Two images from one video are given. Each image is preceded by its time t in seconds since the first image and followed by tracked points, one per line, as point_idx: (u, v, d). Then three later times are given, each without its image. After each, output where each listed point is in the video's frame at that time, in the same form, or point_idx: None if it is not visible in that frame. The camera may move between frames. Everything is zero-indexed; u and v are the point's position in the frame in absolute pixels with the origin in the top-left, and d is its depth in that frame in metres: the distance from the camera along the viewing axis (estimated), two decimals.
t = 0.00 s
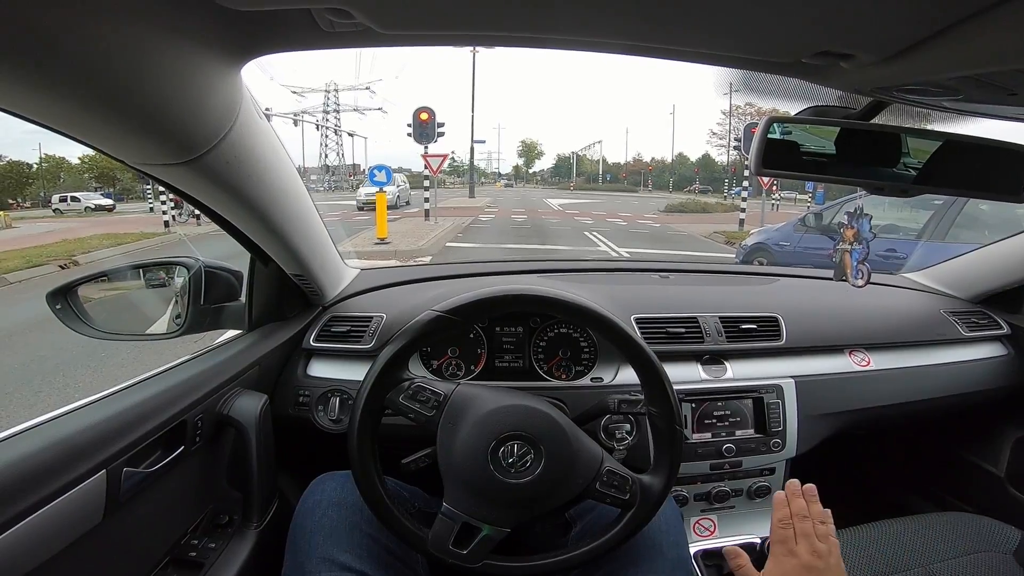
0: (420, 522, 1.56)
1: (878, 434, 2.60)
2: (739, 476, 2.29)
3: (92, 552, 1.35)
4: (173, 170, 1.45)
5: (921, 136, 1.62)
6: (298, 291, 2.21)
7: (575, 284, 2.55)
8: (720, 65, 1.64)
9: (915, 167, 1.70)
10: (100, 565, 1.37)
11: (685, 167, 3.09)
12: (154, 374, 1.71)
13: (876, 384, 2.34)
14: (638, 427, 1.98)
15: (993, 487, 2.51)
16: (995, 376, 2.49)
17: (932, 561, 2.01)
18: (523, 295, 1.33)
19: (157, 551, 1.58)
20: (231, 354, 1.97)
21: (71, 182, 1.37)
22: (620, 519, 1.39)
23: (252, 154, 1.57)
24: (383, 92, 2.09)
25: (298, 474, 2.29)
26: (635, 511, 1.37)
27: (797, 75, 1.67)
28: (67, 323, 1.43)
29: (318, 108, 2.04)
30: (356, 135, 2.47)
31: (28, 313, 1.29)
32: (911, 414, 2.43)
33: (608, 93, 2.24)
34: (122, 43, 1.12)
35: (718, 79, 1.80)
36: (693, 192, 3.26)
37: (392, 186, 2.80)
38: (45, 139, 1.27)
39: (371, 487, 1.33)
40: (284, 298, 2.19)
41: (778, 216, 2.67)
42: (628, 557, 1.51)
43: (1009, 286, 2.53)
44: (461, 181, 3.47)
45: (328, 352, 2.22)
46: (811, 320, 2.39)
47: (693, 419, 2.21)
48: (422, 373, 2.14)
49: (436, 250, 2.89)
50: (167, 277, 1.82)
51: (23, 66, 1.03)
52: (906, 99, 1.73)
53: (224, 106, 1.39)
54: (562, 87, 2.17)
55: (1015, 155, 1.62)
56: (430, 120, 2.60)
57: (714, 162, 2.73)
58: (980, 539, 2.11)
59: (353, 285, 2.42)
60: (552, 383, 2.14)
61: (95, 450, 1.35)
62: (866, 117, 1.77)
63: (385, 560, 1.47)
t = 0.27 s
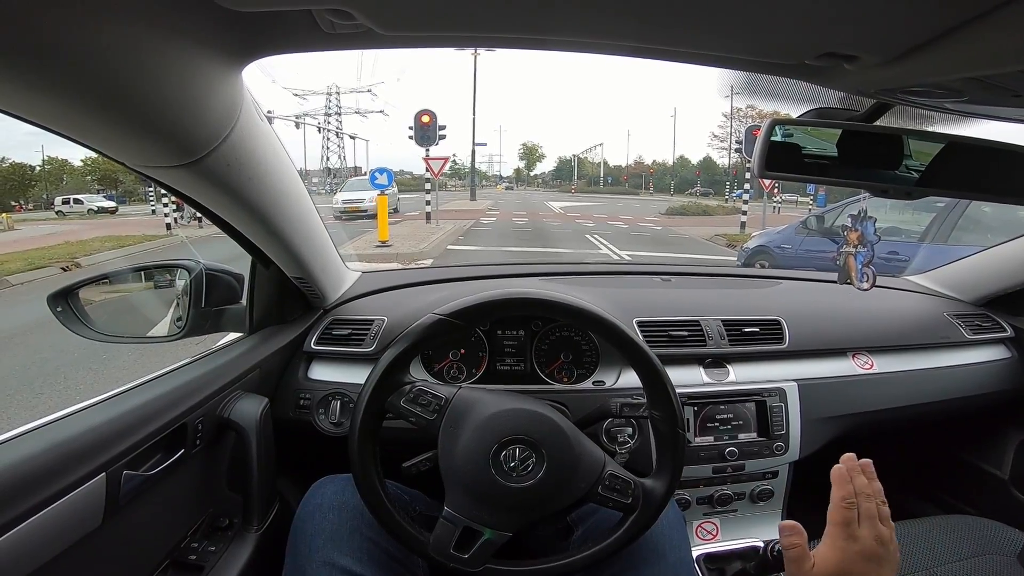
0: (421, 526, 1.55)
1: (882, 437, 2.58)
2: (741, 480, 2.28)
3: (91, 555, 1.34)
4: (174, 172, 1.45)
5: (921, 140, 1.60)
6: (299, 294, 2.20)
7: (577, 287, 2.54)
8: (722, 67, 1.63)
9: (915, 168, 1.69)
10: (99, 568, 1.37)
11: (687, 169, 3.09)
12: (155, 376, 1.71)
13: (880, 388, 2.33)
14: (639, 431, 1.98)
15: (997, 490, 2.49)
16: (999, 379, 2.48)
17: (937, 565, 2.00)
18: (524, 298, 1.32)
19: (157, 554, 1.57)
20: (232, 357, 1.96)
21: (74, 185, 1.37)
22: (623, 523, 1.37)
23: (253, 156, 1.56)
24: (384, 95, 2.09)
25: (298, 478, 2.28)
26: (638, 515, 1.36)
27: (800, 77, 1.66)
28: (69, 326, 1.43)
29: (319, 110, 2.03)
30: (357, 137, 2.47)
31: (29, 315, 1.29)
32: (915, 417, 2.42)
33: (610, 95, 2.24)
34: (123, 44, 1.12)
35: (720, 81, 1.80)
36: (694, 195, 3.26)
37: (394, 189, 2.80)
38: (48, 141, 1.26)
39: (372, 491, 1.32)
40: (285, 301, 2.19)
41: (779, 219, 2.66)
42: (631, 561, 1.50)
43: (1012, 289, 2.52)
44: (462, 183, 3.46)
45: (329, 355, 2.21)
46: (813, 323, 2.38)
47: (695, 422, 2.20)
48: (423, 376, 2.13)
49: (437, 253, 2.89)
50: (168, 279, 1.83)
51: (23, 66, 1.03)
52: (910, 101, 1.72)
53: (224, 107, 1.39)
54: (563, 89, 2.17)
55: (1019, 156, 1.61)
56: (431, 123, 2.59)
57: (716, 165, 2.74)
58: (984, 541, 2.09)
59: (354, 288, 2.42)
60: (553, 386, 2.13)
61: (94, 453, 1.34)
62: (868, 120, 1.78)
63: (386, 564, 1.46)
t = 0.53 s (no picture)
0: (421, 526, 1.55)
1: (884, 438, 2.57)
2: (743, 481, 2.27)
3: (91, 555, 1.34)
4: (174, 171, 1.45)
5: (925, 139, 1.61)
6: (300, 294, 2.20)
7: (579, 288, 2.54)
8: (725, 66, 1.63)
9: (920, 169, 1.69)
10: (99, 568, 1.36)
11: (689, 169, 3.08)
12: (156, 376, 1.70)
13: (882, 389, 2.32)
14: (641, 431, 1.97)
15: (1000, 491, 2.48)
16: (1003, 380, 2.47)
17: (940, 566, 1.99)
18: (525, 298, 1.32)
19: (157, 554, 1.57)
20: (232, 357, 1.96)
21: (76, 184, 1.37)
22: (623, 524, 1.37)
23: (254, 156, 1.56)
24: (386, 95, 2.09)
25: (299, 478, 2.28)
26: (639, 516, 1.36)
27: (803, 76, 1.66)
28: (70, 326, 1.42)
29: (321, 110, 2.03)
30: (359, 137, 2.47)
31: (30, 315, 1.29)
32: (917, 418, 2.41)
33: (612, 95, 2.23)
34: (123, 44, 1.12)
35: (723, 80, 1.79)
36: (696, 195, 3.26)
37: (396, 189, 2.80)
38: (50, 141, 1.26)
39: (372, 491, 1.32)
40: (287, 301, 2.19)
41: (782, 219, 2.66)
42: (632, 562, 1.49)
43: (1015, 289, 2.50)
44: (463, 183, 3.46)
45: (330, 355, 2.20)
46: (816, 324, 2.38)
47: (697, 423, 2.19)
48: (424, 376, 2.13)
49: (439, 253, 2.89)
50: (170, 279, 1.83)
51: (22, 65, 1.02)
52: (913, 101, 1.71)
53: (224, 107, 1.38)
54: (565, 89, 2.16)
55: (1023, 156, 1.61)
56: (433, 123, 2.59)
57: (718, 165, 2.72)
58: (989, 543, 2.08)
59: (355, 288, 2.41)
60: (555, 387, 2.13)
61: (94, 452, 1.34)
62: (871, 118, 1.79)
63: (386, 564, 1.46)
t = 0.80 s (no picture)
0: (423, 525, 1.56)
1: (884, 438, 2.58)
2: (743, 480, 2.28)
3: (95, 555, 1.35)
4: (177, 174, 1.46)
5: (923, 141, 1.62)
6: (301, 294, 2.21)
7: (579, 288, 2.55)
8: (724, 68, 1.64)
9: (919, 169, 1.70)
10: (104, 568, 1.38)
11: (689, 170, 3.09)
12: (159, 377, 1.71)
13: (881, 389, 2.33)
14: (641, 431, 1.98)
15: (999, 491, 2.50)
16: (1001, 380, 2.48)
17: (938, 566, 2.00)
18: (526, 299, 1.33)
19: (161, 553, 1.58)
20: (235, 357, 1.97)
21: (77, 184, 1.39)
22: (623, 523, 1.38)
23: (257, 158, 1.57)
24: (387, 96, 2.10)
25: (301, 478, 2.29)
26: (638, 515, 1.37)
27: (802, 79, 1.67)
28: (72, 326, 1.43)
29: (322, 110, 2.04)
30: (360, 138, 2.48)
31: (34, 316, 1.30)
32: (916, 419, 2.41)
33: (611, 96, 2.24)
34: (127, 49, 1.13)
35: (722, 82, 1.80)
36: (696, 195, 3.26)
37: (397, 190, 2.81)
38: (52, 141, 1.28)
39: (374, 491, 1.33)
40: (289, 302, 2.20)
41: (782, 219, 2.67)
42: (631, 562, 1.50)
43: (1017, 290, 2.51)
44: (465, 183, 3.47)
45: (332, 355, 2.22)
46: (815, 324, 2.39)
47: (697, 423, 2.21)
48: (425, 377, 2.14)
49: (439, 253, 2.90)
50: (173, 279, 1.84)
51: (28, 70, 1.04)
52: (912, 103, 1.72)
53: (227, 109, 1.40)
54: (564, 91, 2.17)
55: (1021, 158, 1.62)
56: (433, 122, 2.61)
57: (717, 165, 2.73)
58: (987, 543, 2.09)
59: (357, 288, 2.43)
60: (555, 387, 2.14)
61: (98, 452, 1.35)
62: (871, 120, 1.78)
63: (388, 563, 1.47)
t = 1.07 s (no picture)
0: (422, 527, 1.55)
1: (886, 439, 2.57)
2: (744, 481, 2.27)
3: (92, 556, 1.34)
4: (175, 173, 1.45)
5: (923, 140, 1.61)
6: (301, 295, 2.20)
7: (580, 288, 2.54)
8: (726, 66, 1.62)
9: (921, 169, 1.69)
10: (101, 569, 1.36)
11: (689, 170, 3.08)
12: (157, 377, 1.70)
13: (884, 389, 2.32)
14: (643, 432, 1.96)
15: (1002, 492, 2.48)
16: (1004, 380, 2.46)
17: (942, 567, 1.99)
18: (526, 299, 1.32)
19: (159, 555, 1.57)
20: (234, 357, 1.96)
21: (77, 185, 1.37)
22: (625, 524, 1.37)
23: (255, 156, 1.56)
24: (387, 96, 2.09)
25: (300, 479, 2.28)
26: (640, 516, 1.36)
27: (805, 77, 1.66)
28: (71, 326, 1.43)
29: (322, 111, 2.03)
30: (360, 138, 2.47)
31: (31, 316, 1.29)
32: (919, 420, 2.40)
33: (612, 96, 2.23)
34: (124, 46, 1.12)
35: (723, 81, 1.79)
36: (697, 196, 3.24)
37: (396, 190, 2.80)
38: (52, 141, 1.27)
39: (373, 492, 1.32)
40: (288, 303, 2.19)
41: (783, 219, 2.67)
42: (633, 563, 1.49)
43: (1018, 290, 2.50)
44: (464, 183, 3.46)
45: (331, 356, 2.21)
46: (817, 324, 2.37)
47: (699, 423, 2.19)
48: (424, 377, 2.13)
49: (439, 253, 2.89)
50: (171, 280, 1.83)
51: (23, 67, 1.03)
52: (915, 101, 1.71)
53: (225, 107, 1.39)
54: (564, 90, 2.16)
55: None
56: (433, 121, 2.61)
57: (718, 165, 2.72)
58: (991, 543, 2.08)
59: (356, 288, 2.42)
60: (555, 387, 2.13)
61: (96, 453, 1.34)
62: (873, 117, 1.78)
63: (387, 565, 1.46)
